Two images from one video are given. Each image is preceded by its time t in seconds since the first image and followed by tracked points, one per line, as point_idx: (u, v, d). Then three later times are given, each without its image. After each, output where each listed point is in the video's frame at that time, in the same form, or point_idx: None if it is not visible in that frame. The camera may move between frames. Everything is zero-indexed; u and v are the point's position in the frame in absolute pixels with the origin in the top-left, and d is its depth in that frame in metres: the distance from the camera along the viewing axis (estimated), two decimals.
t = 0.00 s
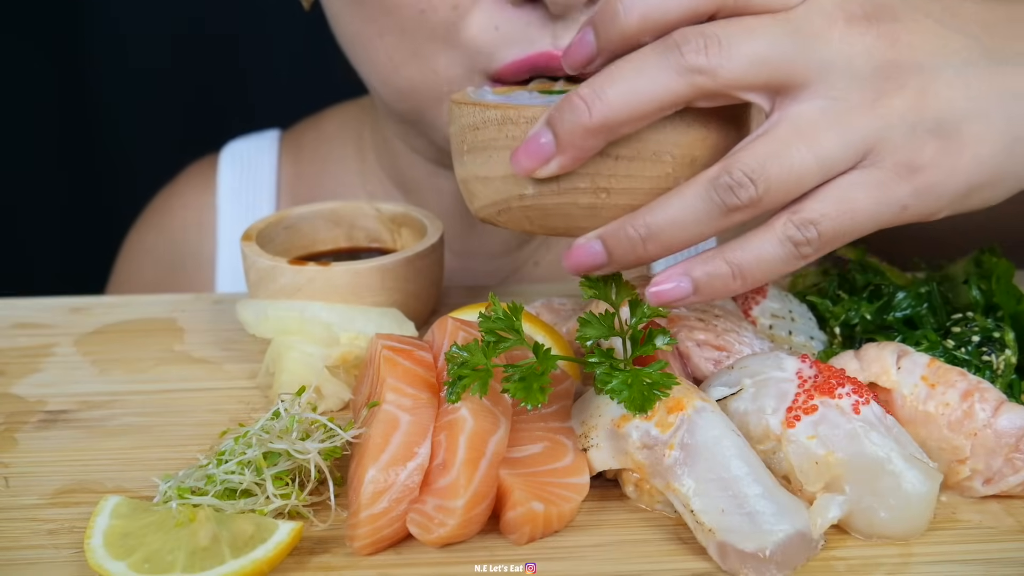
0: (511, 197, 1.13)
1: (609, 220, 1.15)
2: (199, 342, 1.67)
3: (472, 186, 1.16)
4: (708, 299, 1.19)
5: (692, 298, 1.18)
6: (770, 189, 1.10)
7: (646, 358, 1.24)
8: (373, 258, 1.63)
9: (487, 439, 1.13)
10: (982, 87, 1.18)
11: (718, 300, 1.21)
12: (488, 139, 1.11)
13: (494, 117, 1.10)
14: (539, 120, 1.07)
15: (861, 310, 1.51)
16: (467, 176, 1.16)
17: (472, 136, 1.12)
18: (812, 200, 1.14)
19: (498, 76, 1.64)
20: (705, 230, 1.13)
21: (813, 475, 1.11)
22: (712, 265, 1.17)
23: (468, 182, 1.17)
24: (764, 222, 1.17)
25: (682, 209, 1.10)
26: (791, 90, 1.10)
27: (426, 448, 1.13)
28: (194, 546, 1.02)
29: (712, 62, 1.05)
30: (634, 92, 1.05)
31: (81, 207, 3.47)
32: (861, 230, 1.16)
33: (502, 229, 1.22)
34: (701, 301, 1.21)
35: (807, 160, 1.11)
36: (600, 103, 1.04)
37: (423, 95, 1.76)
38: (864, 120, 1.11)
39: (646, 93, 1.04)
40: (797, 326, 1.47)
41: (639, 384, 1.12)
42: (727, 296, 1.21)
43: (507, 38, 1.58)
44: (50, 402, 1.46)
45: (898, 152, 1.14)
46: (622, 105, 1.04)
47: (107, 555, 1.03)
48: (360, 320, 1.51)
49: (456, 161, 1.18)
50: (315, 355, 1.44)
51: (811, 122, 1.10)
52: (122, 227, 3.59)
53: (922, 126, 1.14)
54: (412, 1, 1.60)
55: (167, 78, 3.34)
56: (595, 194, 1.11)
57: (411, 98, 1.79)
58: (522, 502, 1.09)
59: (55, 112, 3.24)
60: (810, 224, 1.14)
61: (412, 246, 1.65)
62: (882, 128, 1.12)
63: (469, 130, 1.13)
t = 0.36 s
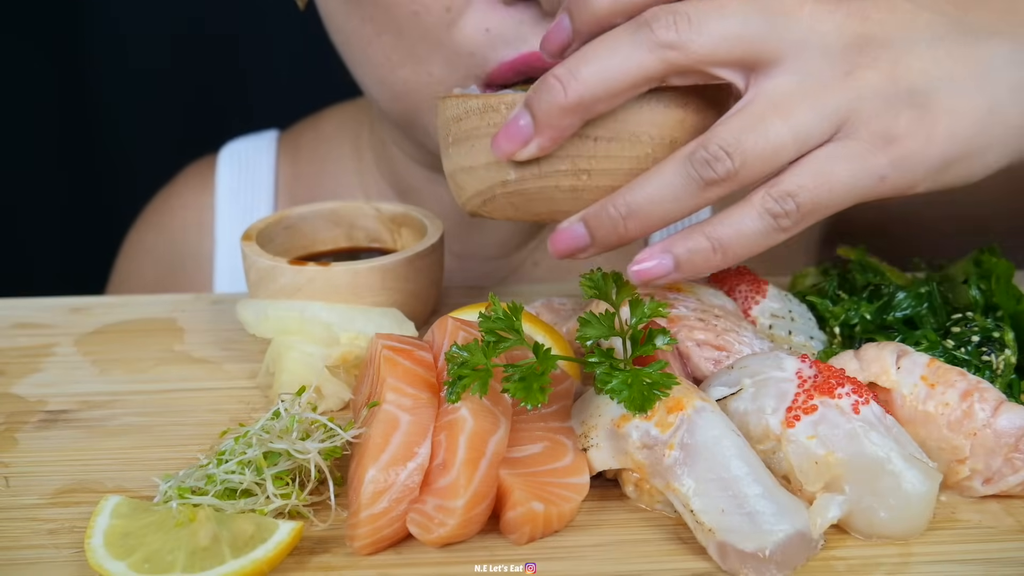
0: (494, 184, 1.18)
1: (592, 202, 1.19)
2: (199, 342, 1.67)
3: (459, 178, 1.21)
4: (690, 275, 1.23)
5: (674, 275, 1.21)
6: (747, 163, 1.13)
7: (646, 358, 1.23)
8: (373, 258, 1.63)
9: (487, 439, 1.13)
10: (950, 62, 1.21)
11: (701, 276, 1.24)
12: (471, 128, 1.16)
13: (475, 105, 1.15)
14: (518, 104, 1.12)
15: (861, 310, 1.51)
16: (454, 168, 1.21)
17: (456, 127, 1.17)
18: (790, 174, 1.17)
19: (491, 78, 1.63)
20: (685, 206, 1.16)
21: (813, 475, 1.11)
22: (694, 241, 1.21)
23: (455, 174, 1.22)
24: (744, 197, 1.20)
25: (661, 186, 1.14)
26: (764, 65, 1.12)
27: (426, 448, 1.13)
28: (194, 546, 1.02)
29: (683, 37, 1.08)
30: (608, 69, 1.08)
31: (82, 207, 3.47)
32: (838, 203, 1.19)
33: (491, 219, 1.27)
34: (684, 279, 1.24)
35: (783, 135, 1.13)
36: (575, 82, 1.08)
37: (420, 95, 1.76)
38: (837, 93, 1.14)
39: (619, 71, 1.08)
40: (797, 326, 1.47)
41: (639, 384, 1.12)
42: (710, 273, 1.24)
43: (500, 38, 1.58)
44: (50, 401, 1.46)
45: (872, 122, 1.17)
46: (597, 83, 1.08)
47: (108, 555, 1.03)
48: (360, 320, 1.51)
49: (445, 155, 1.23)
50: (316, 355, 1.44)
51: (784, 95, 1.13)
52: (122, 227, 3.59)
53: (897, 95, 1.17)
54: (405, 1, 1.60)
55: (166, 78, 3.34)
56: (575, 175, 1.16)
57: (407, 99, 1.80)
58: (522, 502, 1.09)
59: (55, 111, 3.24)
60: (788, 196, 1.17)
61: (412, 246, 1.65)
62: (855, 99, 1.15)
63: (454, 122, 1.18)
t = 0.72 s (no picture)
0: (489, 167, 1.17)
1: (586, 182, 1.20)
2: (199, 342, 1.67)
3: (454, 165, 1.20)
4: (687, 250, 1.22)
5: (671, 250, 1.21)
6: (741, 134, 1.14)
7: (647, 358, 1.23)
8: (373, 258, 1.63)
9: (488, 439, 1.13)
10: (940, 31, 1.22)
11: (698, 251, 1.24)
12: (465, 112, 1.16)
13: (468, 89, 1.15)
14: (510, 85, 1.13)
15: (861, 310, 1.52)
16: (449, 155, 1.20)
17: (450, 112, 1.17)
18: (784, 144, 1.17)
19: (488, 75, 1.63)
20: (680, 180, 1.17)
21: (813, 475, 1.11)
22: (690, 214, 1.21)
23: (450, 161, 1.21)
24: (739, 170, 1.21)
25: (656, 159, 1.14)
26: (754, 38, 1.14)
27: (426, 448, 1.13)
28: (194, 546, 1.02)
29: (672, 9, 1.10)
30: (598, 43, 1.09)
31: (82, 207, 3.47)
32: (835, 174, 1.19)
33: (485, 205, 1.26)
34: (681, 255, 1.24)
35: (776, 105, 1.14)
36: (566, 57, 1.09)
37: (417, 95, 1.77)
38: (828, 63, 1.15)
39: (611, 44, 1.09)
40: (797, 326, 1.47)
41: (639, 384, 1.12)
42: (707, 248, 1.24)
43: (496, 35, 1.58)
44: (50, 402, 1.46)
45: (865, 91, 1.17)
46: (588, 57, 1.09)
47: (107, 555, 1.03)
48: (360, 320, 1.51)
49: (438, 143, 1.23)
50: (316, 355, 1.44)
51: (774, 65, 1.14)
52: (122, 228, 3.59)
53: (887, 65, 1.18)
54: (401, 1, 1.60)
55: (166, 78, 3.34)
56: (570, 154, 1.16)
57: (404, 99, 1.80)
58: (522, 502, 1.09)
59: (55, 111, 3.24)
60: (784, 166, 1.17)
61: (412, 246, 1.65)
62: (847, 69, 1.16)
63: (447, 107, 1.18)
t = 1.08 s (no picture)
0: (493, 156, 1.17)
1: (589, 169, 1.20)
2: (199, 342, 1.67)
3: (455, 155, 1.20)
4: (695, 237, 1.21)
5: (678, 237, 1.19)
6: (747, 117, 1.13)
7: (647, 358, 1.23)
8: (373, 258, 1.63)
9: (488, 439, 1.13)
10: (941, 14, 1.23)
11: (705, 238, 1.22)
12: (467, 103, 1.15)
13: (470, 78, 1.14)
14: (514, 71, 1.12)
15: (861, 310, 1.52)
16: (450, 145, 1.20)
17: (451, 102, 1.17)
18: (791, 127, 1.17)
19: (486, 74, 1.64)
20: (687, 164, 1.16)
21: (813, 475, 1.11)
22: (697, 200, 1.19)
23: (451, 152, 1.21)
24: (745, 155, 1.20)
25: (662, 144, 1.14)
26: (759, 24, 1.14)
27: (426, 448, 1.13)
28: (194, 546, 1.02)
29: None
30: (603, 27, 1.09)
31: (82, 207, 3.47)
32: (843, 157, 1.18)
33: (487, 196, 1.26)
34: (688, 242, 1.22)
35: (783, 87, 1.14)
36: (571, 41, 1.09)
37: (415, 96, 1.77)
38: (833, 46, 1.15)
39: (616, 27, 1.09)
40: (797, 326, 1.47)
41: (639, 384, 1.12)
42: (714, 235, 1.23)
43: (493, 35, 1.58)
44: (50, 402, 1.46)
45: (871, 73, 1.16)
46: (592, 42, 1.09)
47: (107, 555, 1.03)
48: (360, 320, 1.51)
49: (438, 134, 1.22)
50: (316, 355, 1.44)
51: (780, 49, 1.14)
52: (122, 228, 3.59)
53: (893, 46, 1.18)
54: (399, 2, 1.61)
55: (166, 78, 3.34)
56: (575, 141, 1.16)
57: (402, 100, 1.80)
58: (522, 502, 1.09)
59: (54, 111, 3.24)
60: (791, 149, 1.16)
61: (412, 246, 1.65)
62: (852, 51, 1.15)
63: (448, 98, 1.17)
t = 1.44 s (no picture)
0: (493, 187, 1.16)
1: (591, 208, 1.20)
2: (199, 342, 1.67)
3: (454, 179, 1.19)
4: (691, 282, 1.24)
5: (674, 282, 1.23)
6: (750, 172, 1.15)
7: (646, 358, 1.23)
8: (373, 259, 1.63)
9: (487, 439, 1.13)
10: (955, 65, 1.20)
11: (701, 283, 1.25)
12: (467, 130, 1.13)
13: (471, 107, 1.12)
14: (517, 110, 1.10)
15: (861, 310, 1.51)
16: (449, 169, 1.18)
17: (451, 128, 1.14)
18: (792, 181, 1.18)
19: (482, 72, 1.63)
20: (687, 214, 1.17)
21: (813, 475, 1.11)
22: (694, 248, 1.22)
23: (450, 176, 1.19)
24: (746, 205, 1.21)
25: (664, 195, 1.14)
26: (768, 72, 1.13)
27: (426, 448, 1.13)
28: (194, 546, 1.02)
29: (688, 44, 1.08)
30: (611, 76, 1.08)
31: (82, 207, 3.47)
32: (841, 211, 1.20)
33: (486, 221, 1.25)
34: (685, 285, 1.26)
35: (787, 143, 1.14)
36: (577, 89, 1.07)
37: (411, 95, 1.77)
38: (842, 100, 1.14)
39: (623, 78, 1.08)
40: (797, 326, 1.47)
41: (639, 384, 1.12)
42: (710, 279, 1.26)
43: (491, 37, 1.57)
44: (50, 402, 1.46)
45: (878, 130, 1.17)
46: (598, 91, 1.07)
47: (107, 555, 1.03)
48: (360, 321, 1.51)
49: (438, 156, 1.20)
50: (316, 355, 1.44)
51: (790, 102, 1.13)
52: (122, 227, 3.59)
53: (903, 101, 1.17)
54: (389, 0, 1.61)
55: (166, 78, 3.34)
56: (576, 181, 1.15)
57: (398, 99, 1.80)
58: (522, 502, 1.09)
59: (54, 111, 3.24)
60: (791, 204, 1.17)
61: (412, 247, 1.65)
62: (861, 105, 1.15)
63: (448, 122, 1.14)
